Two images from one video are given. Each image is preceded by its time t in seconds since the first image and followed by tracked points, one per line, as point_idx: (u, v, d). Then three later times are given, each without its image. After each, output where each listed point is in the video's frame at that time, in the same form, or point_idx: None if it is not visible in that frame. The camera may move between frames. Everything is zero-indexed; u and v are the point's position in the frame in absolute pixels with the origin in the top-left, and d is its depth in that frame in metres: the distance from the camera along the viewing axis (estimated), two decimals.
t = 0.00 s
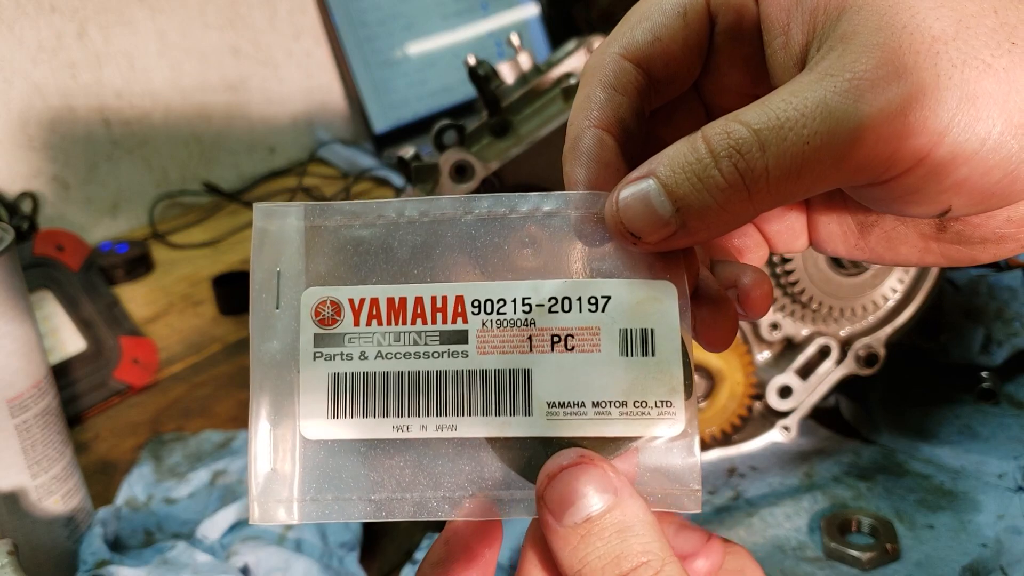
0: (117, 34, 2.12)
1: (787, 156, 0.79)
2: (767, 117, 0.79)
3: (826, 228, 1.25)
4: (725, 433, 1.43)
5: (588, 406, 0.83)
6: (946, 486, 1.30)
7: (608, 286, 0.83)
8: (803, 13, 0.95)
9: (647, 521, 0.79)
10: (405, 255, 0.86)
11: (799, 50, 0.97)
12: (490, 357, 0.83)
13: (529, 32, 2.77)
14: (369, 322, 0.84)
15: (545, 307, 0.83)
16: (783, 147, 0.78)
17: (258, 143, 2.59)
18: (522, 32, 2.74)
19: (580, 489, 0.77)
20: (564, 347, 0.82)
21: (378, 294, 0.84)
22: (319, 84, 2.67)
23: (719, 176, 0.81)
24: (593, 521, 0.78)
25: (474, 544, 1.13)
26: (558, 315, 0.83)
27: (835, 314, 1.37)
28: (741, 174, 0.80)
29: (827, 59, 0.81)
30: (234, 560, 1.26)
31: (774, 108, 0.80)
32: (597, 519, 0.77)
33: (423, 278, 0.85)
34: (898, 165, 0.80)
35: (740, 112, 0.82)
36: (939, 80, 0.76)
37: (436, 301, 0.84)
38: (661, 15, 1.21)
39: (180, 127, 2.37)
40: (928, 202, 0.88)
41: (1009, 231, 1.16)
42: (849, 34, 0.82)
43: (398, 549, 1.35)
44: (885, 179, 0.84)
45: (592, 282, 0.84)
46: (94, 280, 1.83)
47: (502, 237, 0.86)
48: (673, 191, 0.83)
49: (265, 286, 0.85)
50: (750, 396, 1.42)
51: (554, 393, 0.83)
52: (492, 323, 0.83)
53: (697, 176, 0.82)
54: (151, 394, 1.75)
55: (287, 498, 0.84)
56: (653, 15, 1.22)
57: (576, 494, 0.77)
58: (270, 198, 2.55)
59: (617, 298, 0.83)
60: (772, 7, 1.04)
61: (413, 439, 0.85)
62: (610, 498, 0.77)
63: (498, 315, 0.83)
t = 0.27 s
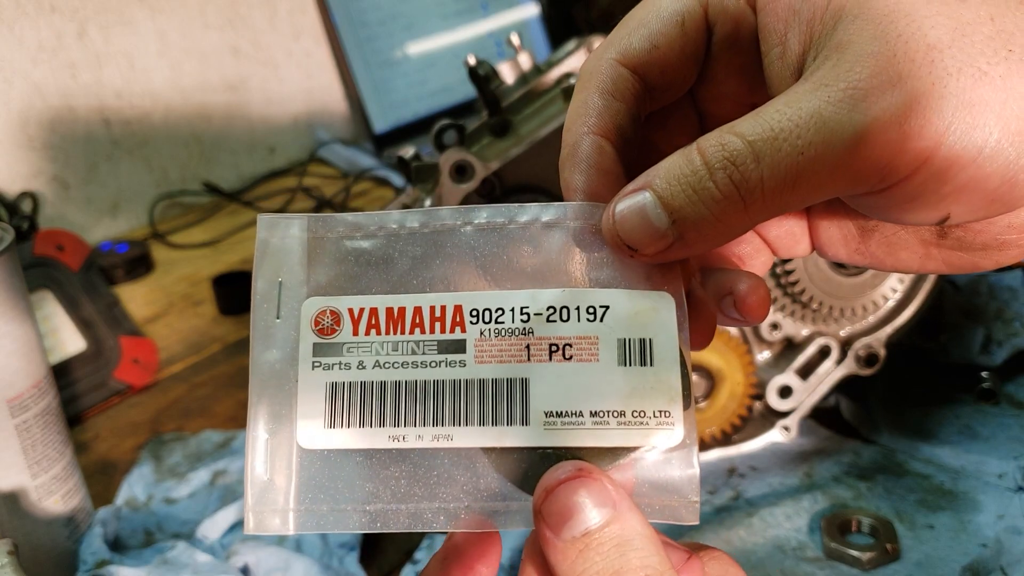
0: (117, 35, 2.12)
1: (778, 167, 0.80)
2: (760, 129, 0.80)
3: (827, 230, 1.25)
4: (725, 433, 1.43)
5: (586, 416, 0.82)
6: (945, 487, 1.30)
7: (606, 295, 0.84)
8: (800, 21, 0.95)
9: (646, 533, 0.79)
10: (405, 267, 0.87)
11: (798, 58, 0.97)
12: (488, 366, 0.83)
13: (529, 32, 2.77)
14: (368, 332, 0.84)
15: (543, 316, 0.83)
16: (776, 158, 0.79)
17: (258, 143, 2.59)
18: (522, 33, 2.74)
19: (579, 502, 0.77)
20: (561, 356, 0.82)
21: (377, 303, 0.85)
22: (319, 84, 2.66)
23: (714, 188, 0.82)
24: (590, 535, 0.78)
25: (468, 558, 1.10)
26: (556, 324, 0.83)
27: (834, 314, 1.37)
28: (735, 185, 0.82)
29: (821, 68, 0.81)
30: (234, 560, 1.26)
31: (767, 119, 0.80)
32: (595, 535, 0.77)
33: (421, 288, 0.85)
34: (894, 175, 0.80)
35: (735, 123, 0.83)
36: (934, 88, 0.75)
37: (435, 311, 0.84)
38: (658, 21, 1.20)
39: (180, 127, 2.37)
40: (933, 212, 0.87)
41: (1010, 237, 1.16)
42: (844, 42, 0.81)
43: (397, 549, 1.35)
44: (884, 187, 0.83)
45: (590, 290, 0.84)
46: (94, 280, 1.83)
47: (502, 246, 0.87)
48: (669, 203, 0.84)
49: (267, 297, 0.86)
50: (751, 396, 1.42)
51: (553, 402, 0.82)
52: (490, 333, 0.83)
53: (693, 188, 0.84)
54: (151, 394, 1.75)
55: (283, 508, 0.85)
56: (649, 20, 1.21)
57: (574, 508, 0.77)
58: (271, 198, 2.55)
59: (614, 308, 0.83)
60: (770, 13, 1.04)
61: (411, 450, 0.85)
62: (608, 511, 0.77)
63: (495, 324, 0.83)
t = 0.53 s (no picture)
0: (117, 35, 2.12)
1: (788, 159, 0.79)
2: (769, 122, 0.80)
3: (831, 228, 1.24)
4: (725, 433, 1.42)
5: (594, 417, 0.83)
6: (945, 486, 1.30)
7: (613, 295, 0.84)
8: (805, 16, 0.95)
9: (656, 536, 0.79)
10: (406, 268, 0.86)
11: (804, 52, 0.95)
12: (494, 367, 0.83)
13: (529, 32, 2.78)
14: (371, 334, 0.84)
15: (549, 316, 0.83)
16: (785, 151, 0.79)
17: (258, 143, 2.59)
18: (522, 33, 2.74)
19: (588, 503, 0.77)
20: (568, 357, 0.83)
21: (380, 306, 0.85)
22: (319, 84, 2.66)
23: (722, 181, 0.82)
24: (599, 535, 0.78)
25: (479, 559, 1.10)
26: (563, 325, 0.83)
27: (834, 314, 1.37)
28: (744, 178, 0.81)
29: (828, 60, 0.81)
30: (234, 560, 1.26)
31: (776, 112, 0.80)
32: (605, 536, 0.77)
33: (423, 289, 0.85)
34: (902, 171, 0.80)
35: (743, 117, 0.82)
36: (944, 81, 0.75)
37: (439, 312, 0.84)
38: (660, 17, 1.20)
39: (180, 127, 2.37)
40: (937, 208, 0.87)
41: (1018, 232, 1.15)
42: (852, 34, 0.81)
43: (397, 549, 1.34)
44: (891, 182, 0.83)
45: (596, 290, 0.85)
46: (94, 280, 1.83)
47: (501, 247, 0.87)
48: (676, 197, 0.84)
49: (267, 300, 0.86)
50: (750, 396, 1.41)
51: (559, 404, 0.83)
52: (495, 333, 0.83)
53: (700, 182, 0.83)
54: (151, 394, 1.75)
55: (286, 513, 0.84)
56: (652, 17, 1.21)
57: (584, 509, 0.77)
58: (271, 198, 2.56)
59: (621, 308, 0.84)
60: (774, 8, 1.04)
61: (416, 452, 0.85)
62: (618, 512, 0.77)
63: (501, 325, 0.83)
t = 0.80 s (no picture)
0: (117, 35, 2.12)
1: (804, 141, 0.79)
2: (787, 105, 0.79)
3: (838, 226, 1.24)
4: (725, 433, 1.41)
5: (606, 405, 0.84)
6: (945, 486, 1.31)
7: (626, 283, 0.84)
8: (822, 9, 0.97)
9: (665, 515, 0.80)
10: (420, 252, 0.86)
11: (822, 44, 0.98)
12: (508, 355, 0.84)
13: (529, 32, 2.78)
14: (384, 319, 0.85)
15: (563, 305, 0.84)
16: (802, 135, 0.78)
17: (258, 144, 2.59)
18: (522, 33, 2.74)
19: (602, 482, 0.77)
20: (582, 345, 0.84)
21: (394, 291, 0.85)
22: (319, 84, 2.66)
23: (739, 164, 0.82)
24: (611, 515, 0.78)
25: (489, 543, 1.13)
26: (576, 313, 0.84)
27: (834, 314, 1.37)
28: (761, 162, 0.81)
29: (846, 50, 0.82)
30: (234, 559, 1.26)
31: (795, 96, 0.79)
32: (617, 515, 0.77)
33: (435, 276, 0.85)
34: (914, 161, 0.79)
35: (761, 101, 0.82)
36: (959, 71, 0.75)
37: (453, 299, 0.84)
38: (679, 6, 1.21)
39: (180, 127, 2.37)
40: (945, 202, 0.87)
41: None
42: (870, 24, 0.81)
43: (396, 549, 1.34)
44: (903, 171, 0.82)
45: (609, 280, 0.84)
46: (94, 280, 1.83)
47: (504, 235, 0.86)
48: (691, 179, 0.84)
49: (281, 284, 0.85)
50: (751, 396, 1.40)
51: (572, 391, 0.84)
52: (510, 321, 0.84)
53: (716, 164, 0.82)
54: (151, 394, 1.75)
55: (305, 493, 0.86)
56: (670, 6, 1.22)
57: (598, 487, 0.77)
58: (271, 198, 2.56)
59: (634, 295, 0.84)
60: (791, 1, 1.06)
61: (432, 437, 0.86)
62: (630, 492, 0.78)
63: (515, 313, 0.84)
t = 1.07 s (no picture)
0: (117, 35, 2.12)
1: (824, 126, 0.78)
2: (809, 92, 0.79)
3: (855, 218, 1.22)
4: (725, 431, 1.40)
5: (626, 382, 0.84)
6: (945, 486, 1.31)
7: (646, 263, 0.85)
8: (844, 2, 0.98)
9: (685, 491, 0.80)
10: (442, 233, 0.88)
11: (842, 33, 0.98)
12: (527, 334, 0.84)
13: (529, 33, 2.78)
14: (407, 296, 0.85)
15: (584, 284, 0.84)
16: (822, 121, 0.78)
17: (258, 144, 2.59)
18: (522, 33, 2.74)
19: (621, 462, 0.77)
20: (602, 324, 0.84)
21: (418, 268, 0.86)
22: (319, 84, 2.66)
23: (759, 149, 0.81)
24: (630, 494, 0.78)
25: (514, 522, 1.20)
26: (597, 290, 0.84)
27: (834, 314, 1.37)
28: (781, 147, 0.81)
29: (865, 40, 0.82)
30: (234, 559, 1.26)
31: (816, 84, 0.79)
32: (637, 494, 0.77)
33: (456, 253, 0.87)
34: (932, 149, 0.80)
35: (783, 87, 0.82)
36: (979, 61, 0.75)
37: (475, 277, 0.85)
38: None
39: (180, 127, 2.36)
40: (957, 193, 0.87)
41: None
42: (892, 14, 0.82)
43: (397, 549, 1.34)
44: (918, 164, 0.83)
45: (630, 259, 0.85)
46: (95, 280, 1.83)
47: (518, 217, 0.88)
48: (712, 165, 0.84)
49: (305, 259, 0.87)
50: (750, 396, 1.40)
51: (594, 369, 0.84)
52: (531, 299, 0.84)
53: (737, 150, 0.83)
54: (151, 394, 1.75)
55: (325, 470, 0.86)
56: None
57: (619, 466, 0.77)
58: (270, 198, 2.56)
59: (655, 275, 0.84)
60: None
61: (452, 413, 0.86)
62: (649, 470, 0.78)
63: (536, 291, 0.85)
